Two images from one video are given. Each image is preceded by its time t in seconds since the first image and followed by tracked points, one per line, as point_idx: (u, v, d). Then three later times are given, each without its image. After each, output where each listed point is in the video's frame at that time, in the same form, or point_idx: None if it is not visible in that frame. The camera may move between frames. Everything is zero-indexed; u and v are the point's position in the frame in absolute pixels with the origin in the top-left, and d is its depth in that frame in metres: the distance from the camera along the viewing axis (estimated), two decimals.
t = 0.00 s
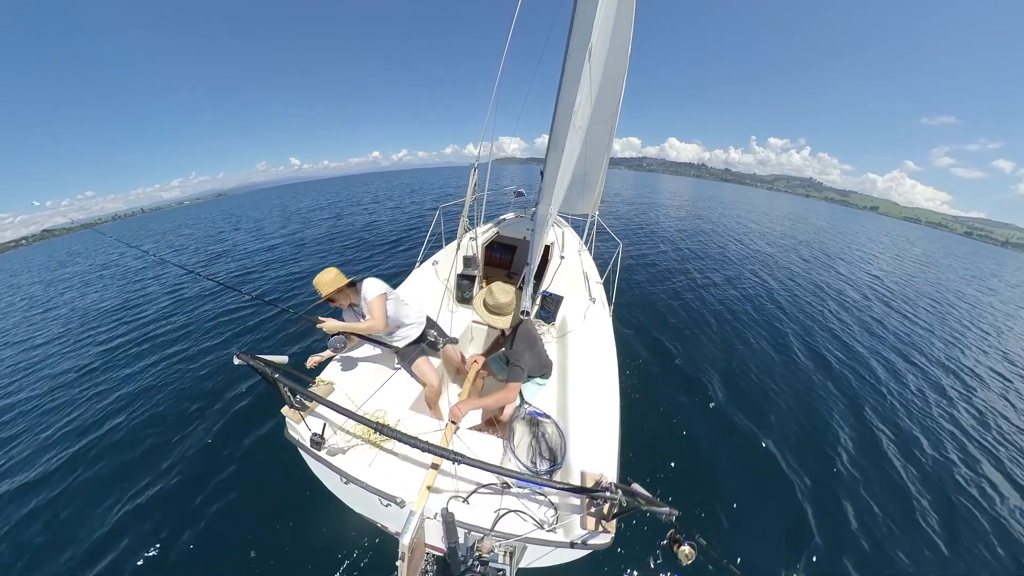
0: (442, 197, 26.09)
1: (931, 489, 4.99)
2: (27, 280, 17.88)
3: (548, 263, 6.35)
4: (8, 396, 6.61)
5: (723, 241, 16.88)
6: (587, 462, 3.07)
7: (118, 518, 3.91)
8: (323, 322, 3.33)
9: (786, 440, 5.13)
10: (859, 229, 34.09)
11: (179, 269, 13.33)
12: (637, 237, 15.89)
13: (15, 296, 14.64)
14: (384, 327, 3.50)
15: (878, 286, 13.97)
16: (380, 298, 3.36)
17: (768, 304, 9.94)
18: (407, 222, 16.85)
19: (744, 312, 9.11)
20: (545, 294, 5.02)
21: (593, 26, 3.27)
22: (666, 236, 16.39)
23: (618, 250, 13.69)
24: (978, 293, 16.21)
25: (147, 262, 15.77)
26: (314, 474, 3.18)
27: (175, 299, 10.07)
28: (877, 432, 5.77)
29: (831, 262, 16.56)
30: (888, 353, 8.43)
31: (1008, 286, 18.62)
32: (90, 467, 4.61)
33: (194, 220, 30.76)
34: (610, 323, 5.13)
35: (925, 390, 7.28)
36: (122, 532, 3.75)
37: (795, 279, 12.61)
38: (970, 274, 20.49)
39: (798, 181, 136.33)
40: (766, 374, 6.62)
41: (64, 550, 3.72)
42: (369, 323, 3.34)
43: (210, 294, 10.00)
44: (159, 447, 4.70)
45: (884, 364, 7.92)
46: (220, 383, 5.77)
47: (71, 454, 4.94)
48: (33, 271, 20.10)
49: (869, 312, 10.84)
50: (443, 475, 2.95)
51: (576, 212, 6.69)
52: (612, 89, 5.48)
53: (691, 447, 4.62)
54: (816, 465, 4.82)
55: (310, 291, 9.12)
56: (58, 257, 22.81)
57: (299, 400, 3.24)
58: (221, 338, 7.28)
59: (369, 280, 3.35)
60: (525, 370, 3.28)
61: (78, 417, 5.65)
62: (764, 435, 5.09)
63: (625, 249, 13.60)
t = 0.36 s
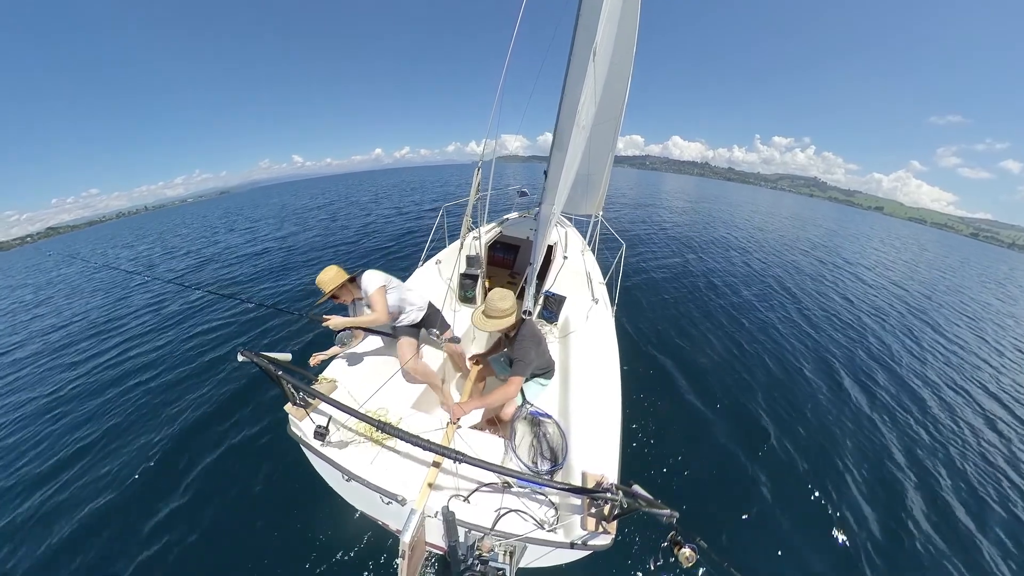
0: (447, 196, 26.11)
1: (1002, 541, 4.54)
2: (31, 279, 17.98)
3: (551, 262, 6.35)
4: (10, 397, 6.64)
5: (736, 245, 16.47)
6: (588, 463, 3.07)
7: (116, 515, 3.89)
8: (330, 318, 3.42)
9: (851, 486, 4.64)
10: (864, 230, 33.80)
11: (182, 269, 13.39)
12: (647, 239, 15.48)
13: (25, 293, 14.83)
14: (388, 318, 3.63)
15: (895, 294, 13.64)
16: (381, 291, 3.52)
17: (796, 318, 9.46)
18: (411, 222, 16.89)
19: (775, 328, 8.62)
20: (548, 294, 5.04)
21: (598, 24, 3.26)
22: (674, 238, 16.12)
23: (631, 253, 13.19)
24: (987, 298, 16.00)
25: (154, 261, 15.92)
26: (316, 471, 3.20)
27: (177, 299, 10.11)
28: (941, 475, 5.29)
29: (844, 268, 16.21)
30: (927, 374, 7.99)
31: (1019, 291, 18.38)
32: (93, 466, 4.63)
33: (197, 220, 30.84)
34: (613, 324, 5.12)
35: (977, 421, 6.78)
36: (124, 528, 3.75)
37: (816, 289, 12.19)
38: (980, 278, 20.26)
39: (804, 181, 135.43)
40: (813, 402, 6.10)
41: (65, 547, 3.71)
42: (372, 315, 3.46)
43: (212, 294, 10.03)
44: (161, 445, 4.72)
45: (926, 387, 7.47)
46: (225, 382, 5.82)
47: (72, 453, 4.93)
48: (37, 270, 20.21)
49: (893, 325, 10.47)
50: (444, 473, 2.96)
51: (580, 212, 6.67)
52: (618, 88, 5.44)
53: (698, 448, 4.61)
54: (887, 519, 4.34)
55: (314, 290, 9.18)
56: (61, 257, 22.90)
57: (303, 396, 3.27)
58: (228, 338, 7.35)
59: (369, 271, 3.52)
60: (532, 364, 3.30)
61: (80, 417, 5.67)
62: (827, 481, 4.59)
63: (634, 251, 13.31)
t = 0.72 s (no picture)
0: (450, 194, 26.12)
1: None
2: (34, 277, 18.07)
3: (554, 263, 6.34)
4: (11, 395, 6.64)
5: (750, 249, 16.00)
6: (589, 464, 3.06)
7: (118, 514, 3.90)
8: (318, 313, 3.43)
9: (916, 541, 4.14)
10: (869, 230, 33.57)
11: (184, 268, 13.43)
12: (660, 242, 14.97)
13: (32, 290, 14.94)
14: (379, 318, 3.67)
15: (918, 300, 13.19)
16: (375, 293, 3.54)
17: (828, 333, 8.95)
18: (415, 220, 16.91)
19: (809, 346, 8.09)
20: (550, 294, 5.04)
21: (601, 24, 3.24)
22: (684, 240, 15.74)
23: (646, 258, 12.65)
24: (997, 299, 15.78)
25: (160, 258, 16.01)
26: (318, 469, 3.21)
27: (180, 298, 10.14)
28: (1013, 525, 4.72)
29: (859, 272, 15.85)
30: (973, 393, 7.50)
31: None
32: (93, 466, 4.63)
33: (199, 218, 30.93)
34: (616, 325, 5.10)
35: None
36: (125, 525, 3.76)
37: (838, 298, 11.72)
38: (988, 279, 20.05)
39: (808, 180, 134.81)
40: (867, 437, 5.59)
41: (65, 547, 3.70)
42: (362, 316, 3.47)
43: (214, 294, 10.05)
44: (162, 446, 4.73)
45: (977, 408, 6.97)
46: (228, 380, 5.85)
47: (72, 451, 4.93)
48: (40, 268, 20.30)
49: (923, 335, 10.01)
50: (444, 472, 2.97)
51: (583, 212, 6.65)
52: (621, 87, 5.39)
53: (694, 451, 4.61)
54: None
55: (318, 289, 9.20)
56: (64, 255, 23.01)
57: (305, 394, 3.27)
58: (231, 336, 7.38)
59: (369, 271, 3.54)
60: (535, 365, 3.30)
61: (79, 416, 5.66)
62: (894, 537, 4.11)
63: (645, 255, 12.93)
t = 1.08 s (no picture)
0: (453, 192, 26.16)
1: None
2: (37, 275, 18.17)
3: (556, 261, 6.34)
4: (12, 395, 6.66)
5: (766, 256, 15.49)
6: (590, 463, 3.07)
7: (112, 518, 3.86)
8: (317, 311, 3.46)
9: None
10: (872, 231, 33.45)
11: (186, 267, 13.48)
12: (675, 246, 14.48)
13: (39, 288, 15.05)
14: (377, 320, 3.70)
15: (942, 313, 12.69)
16: (374, 296, 3.57)
17: (860, 353, 8.45)
18: (418, 219, 16.95)
19: (845, 369, 7.57)
20: (552, 293, 5.05)
21: (605, 22, 3.24)
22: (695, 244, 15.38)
23: (664, 264, 12.12)
24: (1008, 304, 15.57)
25: (164, 256, 16.09)
26: (320, 465, 3.23)
27: (182, 297, 10.18)
28: None
29: (873, 278, 15.53)
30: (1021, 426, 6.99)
31: None
32: (89, 467, 4.62)
33: (201, 217, 31.02)
34: (618, 324, 5.10)
35: None
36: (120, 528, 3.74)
37: (863, 312, 11.24)
38: (993, 282, 19.97)
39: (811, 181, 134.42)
40: (923, 484, 5.09)
41: (60, 547, 3.67)
42: (360, 318, 3.49)
43: (216, 292, 10.09)
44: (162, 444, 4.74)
45: None
46: (233, 379, 5.90)
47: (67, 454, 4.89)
48: (42, 267, 20.41)
49: (955, 355, 9.51)
50: (446, 470, 2.99)
51: (586, 211, 6.65)
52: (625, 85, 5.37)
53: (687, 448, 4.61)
54: None
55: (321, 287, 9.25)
56: (66, 254, 23.10)
57: (308, 391, 3.29)
58: (235, 336, 7.41)
59: (369, 273, 3.60)
60: (537, 364, 3.31)
61: (76, 418, 5.63)
62: None
63: (658, 259, 12.52)
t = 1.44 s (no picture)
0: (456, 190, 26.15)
1: None
2: (44, 272, 18.32)
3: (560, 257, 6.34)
4: (19, 392, 6.73)
5: (790, 261, 14.93)
6: (592, 459, 3.09)
7: (114, 520, 3.89)
8: (319, 314, 3.49)
9: None
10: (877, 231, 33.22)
11: (191, 264, 13.56)
12: (696, 250, 14.01)
13: (46, 285, 15.19)
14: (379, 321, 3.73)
15: (981, 325, 12.02)
16: (376, 298, 3.57)
17: (904, 373, 7.80)
18: (421, 217, 16.98)
19: (890, 390, 7.05)
20: (556, 289, 5.05)
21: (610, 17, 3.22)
22: (715, 247, 14.91)
23: (688, 269, 11.63)
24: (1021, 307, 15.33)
25: (169, 254, 16.18)
26: (325, 459, 3.26)
27: (186, 294, 10.24)
28: None
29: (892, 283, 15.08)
30: None
31: None
32: (97, 463, 4.69)
33: (205, 215, 31.15)
34: (621, 321, 5.10)
35: None
36: (123, 529, 3.79)
37: (896, 323, 10.61)
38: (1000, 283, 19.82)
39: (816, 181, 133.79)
40: (991, 530, 4.60)
41: (64, 547, 3.71)
42: (363, 321, 3.50)
43: (220, 290, 10.15)
44: (165, 444, 4.78)
45: None
46: (238, 376, 5.95)
47: (68, 455, 4.92)
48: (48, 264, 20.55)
49: (1006, 374, 8.82)
50: (449, 465, 3.00)
51: (590, 207, 6.65)
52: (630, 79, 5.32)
53: (686, 446, 4.63)
54: None
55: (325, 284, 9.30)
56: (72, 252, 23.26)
57: (312, 387, 3.32)
58: (241, 333, 7.47)
59: (369, 274, 3.63)
60: (540, 356, 3.33)
61: (79, 417, 5.67)
62: None
63: (679, 263, 12.10)
